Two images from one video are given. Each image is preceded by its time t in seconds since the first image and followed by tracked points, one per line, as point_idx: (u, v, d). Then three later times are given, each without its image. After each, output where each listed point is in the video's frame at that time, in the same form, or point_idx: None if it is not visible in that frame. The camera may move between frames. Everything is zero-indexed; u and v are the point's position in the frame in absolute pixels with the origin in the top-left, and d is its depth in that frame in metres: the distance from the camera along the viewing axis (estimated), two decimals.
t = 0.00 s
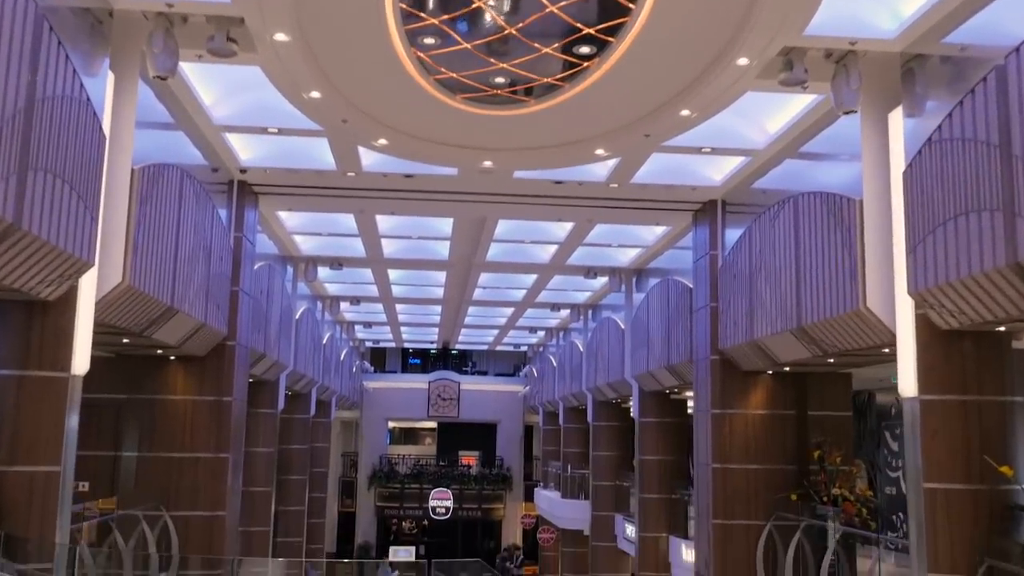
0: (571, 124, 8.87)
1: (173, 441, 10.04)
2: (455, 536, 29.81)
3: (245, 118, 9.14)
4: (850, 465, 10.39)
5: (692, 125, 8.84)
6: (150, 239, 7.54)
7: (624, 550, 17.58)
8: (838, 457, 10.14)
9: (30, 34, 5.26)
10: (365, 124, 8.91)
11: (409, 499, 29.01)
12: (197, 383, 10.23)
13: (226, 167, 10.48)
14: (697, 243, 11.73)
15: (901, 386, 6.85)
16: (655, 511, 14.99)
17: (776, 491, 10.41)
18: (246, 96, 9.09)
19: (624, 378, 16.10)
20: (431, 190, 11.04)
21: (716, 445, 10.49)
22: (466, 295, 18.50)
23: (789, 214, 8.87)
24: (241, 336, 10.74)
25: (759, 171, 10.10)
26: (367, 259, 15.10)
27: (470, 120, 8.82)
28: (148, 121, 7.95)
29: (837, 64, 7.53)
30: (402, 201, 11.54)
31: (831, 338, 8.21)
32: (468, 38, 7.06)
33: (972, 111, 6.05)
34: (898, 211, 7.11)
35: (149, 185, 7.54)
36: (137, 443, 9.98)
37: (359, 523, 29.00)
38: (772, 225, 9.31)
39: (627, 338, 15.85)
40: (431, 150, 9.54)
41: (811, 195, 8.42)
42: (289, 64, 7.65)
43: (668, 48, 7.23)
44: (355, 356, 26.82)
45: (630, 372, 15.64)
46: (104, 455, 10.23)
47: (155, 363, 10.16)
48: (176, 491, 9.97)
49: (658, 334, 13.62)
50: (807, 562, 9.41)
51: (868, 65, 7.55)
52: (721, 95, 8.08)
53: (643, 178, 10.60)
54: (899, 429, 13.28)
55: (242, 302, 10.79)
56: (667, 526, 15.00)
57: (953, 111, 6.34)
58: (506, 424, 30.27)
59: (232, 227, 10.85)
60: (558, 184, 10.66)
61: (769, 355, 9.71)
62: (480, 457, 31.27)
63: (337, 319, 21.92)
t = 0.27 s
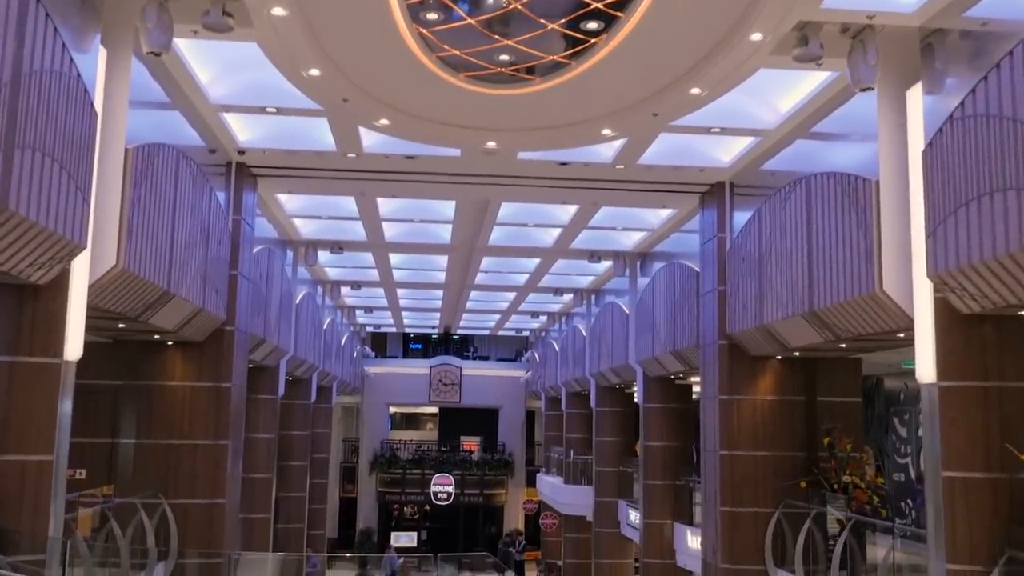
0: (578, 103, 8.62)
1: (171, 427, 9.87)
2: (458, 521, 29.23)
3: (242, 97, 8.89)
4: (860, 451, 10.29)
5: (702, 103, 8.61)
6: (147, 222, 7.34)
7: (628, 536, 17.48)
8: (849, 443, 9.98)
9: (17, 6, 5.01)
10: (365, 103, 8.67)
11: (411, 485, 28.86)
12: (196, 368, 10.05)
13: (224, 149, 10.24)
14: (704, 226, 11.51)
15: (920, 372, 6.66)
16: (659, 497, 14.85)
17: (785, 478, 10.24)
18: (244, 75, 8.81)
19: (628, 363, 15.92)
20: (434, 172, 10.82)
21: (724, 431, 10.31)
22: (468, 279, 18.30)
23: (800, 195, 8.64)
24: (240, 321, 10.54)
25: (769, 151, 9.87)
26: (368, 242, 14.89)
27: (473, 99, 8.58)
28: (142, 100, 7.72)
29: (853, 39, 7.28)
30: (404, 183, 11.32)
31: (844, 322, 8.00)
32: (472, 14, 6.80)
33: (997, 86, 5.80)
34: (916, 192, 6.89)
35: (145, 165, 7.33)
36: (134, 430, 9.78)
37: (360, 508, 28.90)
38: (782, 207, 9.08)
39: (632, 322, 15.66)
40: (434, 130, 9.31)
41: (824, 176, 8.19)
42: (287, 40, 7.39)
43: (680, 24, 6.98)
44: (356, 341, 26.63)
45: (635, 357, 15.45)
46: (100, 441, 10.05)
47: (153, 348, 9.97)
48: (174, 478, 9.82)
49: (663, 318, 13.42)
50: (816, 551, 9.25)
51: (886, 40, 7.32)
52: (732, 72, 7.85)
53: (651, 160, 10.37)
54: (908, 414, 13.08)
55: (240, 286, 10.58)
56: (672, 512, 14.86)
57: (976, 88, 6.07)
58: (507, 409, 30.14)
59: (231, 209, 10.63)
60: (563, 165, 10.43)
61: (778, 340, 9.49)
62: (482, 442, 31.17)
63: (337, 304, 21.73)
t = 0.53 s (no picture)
0: (585, 78, 8.37)
1: (168, 409, 9.69)
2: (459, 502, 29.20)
3: (239, 71, 8.65)
4: (869, 435, 10.17)
5: (712, 77, 8.36)
6: (142, 199, 7.13)
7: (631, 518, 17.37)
8: (858, 426, 9.83)
9: None
10: (365, 77, 8.41)
11: (411, 467, 28.72)
12: (193, 350, 9.85)
13: (221, 125, 10.00)
14: (711, 205, 11.30)
15: (938, 353, 6.49)
16: (663, 480, 14.72)
17: (793, 461, 10.08)
18: (239, 48, 8.57)
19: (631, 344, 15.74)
20: (436, 149, 10.57)
21: (731, 413, 10.13)
22: (469, 260, 18.10)
23: (812, 171, 8.41)
24: (238, 302, 10.32)
25: (779, 127, 9.64)
26: (368, 222, 14.67)
27: (477, 73, 8.32)
28: (135, 73, 7.47)
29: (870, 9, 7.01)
30: (405, 160, 11.09)
31: (858, 302, 7.80)
32: None
33: None
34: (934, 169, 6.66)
35: (139, 140, 7.10)
36: (130, 412, 9.64)
37: (360, 491, 28.80)
38: (793, 185, 8.85)
39: (635, 303, 15.46)
40: (436, 106, 9.06)
41: (838, 152, 7.94)
42: (284, 10, 7.14)
43: None
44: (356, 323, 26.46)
45: (638, 338, 15.27)
46: (96, 424, 9.89)
47: (149, 329, 9.78)
48: (172, 461, 9.65)
49: (668, 299, 13.23)
50: (826, 535, 9.09)
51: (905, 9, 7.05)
52: (745, 44, 7.59)
53: (657, 136, 10.13)
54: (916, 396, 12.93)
55: (238, 266, 10.36)
56: (676, 495, 14.73)
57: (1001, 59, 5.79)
58: (508, 390, 30.01)
59: (227, 188, 10.39)
60: (568, 142, 10.19)
61: (788, 321, 9.29)
62: (482, 424, 31.06)
63: (336, 285, 21.52)
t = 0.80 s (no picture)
0: (594, 56, 8.12)
1: (167, 397, 9.51)
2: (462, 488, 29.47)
3: (238, 49, 8.41)
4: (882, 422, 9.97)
5: (725, 55, 8.13)
6: (140, 182, 6.92)
7: (637, 505, 17.27)
8: (871, 413, 9.63)
9: None
10: (368, 55, 8.17)
11: (413, 453, 28.58)
12: (193, 337, 9.65)
13: (220, 106, 9.77)
14: (720, 187, 11.07)
15: (960, 338, 6.27)
16: (669, 467, 14.57)
17: (804, 449, 9.89)
18: (238, 25, 8.35)
19: (637, 330, 15.55)
20: (440, 131, 10.34)
21: (741, 400, 9.94)
22: (472, 244, 17.89)
23: (828, 152, 8.17)
24: (238, 287, 10.12)
25: (792, 107, 9.40)
26: (370, 206, 14.45)
27: (483, 51, 8.07)
28: (131, 50, 7.23)
29: None
30: (408, 142, 10.85)
31: (875, 287, 7.59)
32: None
33: None
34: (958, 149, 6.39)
35: (136, 120, 6.87)
36: (129, 399, 9.47)
37: (363, 477, 28.71)
38: (807, 167, 8.62)
39: (642, 288, 15.25)
40: (440, 86, 8.82)
41: (855, 132, 7.71)
42: None
43: None
44: (358, 308, 26.29)
45: (644, 323, 15.08)
46: (95, 411, 9.71)
47: (148, 315, 9.59)
48: (172, 449, 9.47)
49: (675, 284, 13.02)
50: (839, 524, 8.91)
51: None
52: (760, 20, 7.36)
53: (667, 117, 9.90)
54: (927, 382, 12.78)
55: (238, 250, 10.15)
56: (682, 482, 14.57)
57: None
58: (511, 376, 29.86)
59: (227, 170, 10.16)
60: (575, 123, 9.96)
61: (801, 306, 9.08)
62: (485, 409, 30.94)
63: (338, 270, 21.33)
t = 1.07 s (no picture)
0: (600, 36, 7.88)
1: (164, 386, 9.30)
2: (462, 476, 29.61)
3: (233, 29, 8.18)
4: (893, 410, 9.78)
5: (735, 34, 7.89)
6: (133, 165, 6.69)
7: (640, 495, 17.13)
8: (883, 402, 9.42)
9: None
10: (368, 35, 7.93)
11: (413, 442, 28.09)
12: (189, 325, 9.45)
13: (216, 88, 9.53)
14: (728, 172, 10.85)
15: (982, 325, 6.03)
16: (673, 456, 14.41)
17: (813, 437, 9.70)
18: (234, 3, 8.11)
19: (640, 317, 15.35)
20: (441, 113, 10.11)
21: (749, 388, 9.76)
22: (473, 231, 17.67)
23: (841, 133, 7.95)
24: (235, 274, 9.91)
25: (803, 89, 9.17)
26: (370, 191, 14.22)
27: (486, 31, 7.83)
28: (123, 28, 6.99)
29: None
30: (408, 125, 10.62)
31: (889, 272, 7.38)
32: None
33: None
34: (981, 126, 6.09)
35: (128, 100, 6.63)
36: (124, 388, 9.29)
37: (364, 465, 28.59)
38: (819, 149, 8.39)
39: (645, 275, 15.04)
40: (442, 67, 8.58)
41: (869, 113, 7.48)
42: None
43: None
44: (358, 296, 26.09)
45: (648, 310, 14.88)
46: (90, 400, 9.54)
47: (143, 303, 9.38)
48: (169, 439, 9.29)
49: (680, 269, 12.81)
50: (850, 514, 8.72)
51: None
52: None
53: (674, 99, 9.67)
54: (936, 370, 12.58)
55: (236, 236, 9.93)
56: (687, 470, 14.41)
57: None
58: (512, 364, 29.69)
59: (224, 154, 9.93)
60: (580, 105, 9.73)
61: (811, 292, 8.87)
62: (486, 397, 30.80)
63: (337, 257, 21.11)
